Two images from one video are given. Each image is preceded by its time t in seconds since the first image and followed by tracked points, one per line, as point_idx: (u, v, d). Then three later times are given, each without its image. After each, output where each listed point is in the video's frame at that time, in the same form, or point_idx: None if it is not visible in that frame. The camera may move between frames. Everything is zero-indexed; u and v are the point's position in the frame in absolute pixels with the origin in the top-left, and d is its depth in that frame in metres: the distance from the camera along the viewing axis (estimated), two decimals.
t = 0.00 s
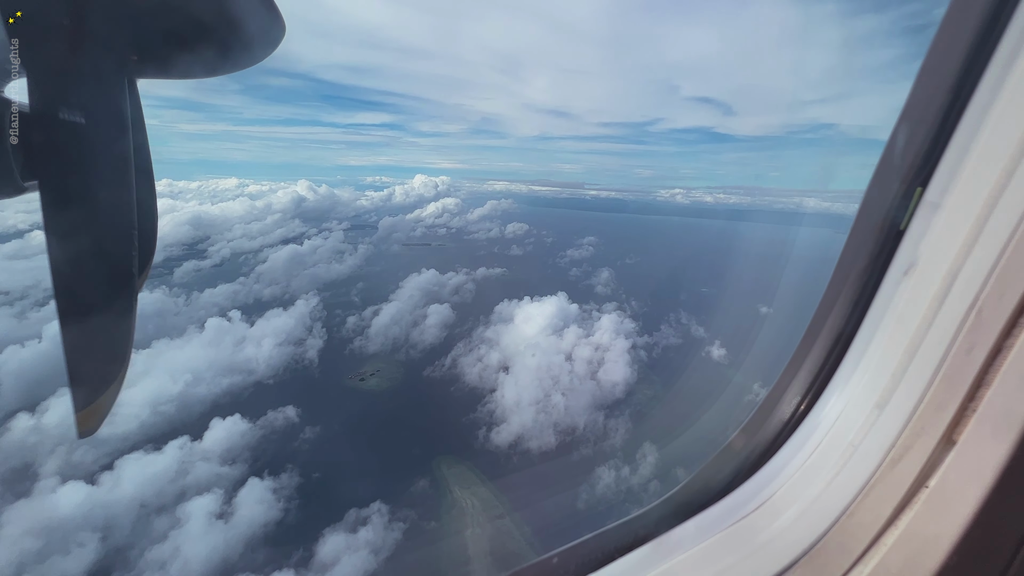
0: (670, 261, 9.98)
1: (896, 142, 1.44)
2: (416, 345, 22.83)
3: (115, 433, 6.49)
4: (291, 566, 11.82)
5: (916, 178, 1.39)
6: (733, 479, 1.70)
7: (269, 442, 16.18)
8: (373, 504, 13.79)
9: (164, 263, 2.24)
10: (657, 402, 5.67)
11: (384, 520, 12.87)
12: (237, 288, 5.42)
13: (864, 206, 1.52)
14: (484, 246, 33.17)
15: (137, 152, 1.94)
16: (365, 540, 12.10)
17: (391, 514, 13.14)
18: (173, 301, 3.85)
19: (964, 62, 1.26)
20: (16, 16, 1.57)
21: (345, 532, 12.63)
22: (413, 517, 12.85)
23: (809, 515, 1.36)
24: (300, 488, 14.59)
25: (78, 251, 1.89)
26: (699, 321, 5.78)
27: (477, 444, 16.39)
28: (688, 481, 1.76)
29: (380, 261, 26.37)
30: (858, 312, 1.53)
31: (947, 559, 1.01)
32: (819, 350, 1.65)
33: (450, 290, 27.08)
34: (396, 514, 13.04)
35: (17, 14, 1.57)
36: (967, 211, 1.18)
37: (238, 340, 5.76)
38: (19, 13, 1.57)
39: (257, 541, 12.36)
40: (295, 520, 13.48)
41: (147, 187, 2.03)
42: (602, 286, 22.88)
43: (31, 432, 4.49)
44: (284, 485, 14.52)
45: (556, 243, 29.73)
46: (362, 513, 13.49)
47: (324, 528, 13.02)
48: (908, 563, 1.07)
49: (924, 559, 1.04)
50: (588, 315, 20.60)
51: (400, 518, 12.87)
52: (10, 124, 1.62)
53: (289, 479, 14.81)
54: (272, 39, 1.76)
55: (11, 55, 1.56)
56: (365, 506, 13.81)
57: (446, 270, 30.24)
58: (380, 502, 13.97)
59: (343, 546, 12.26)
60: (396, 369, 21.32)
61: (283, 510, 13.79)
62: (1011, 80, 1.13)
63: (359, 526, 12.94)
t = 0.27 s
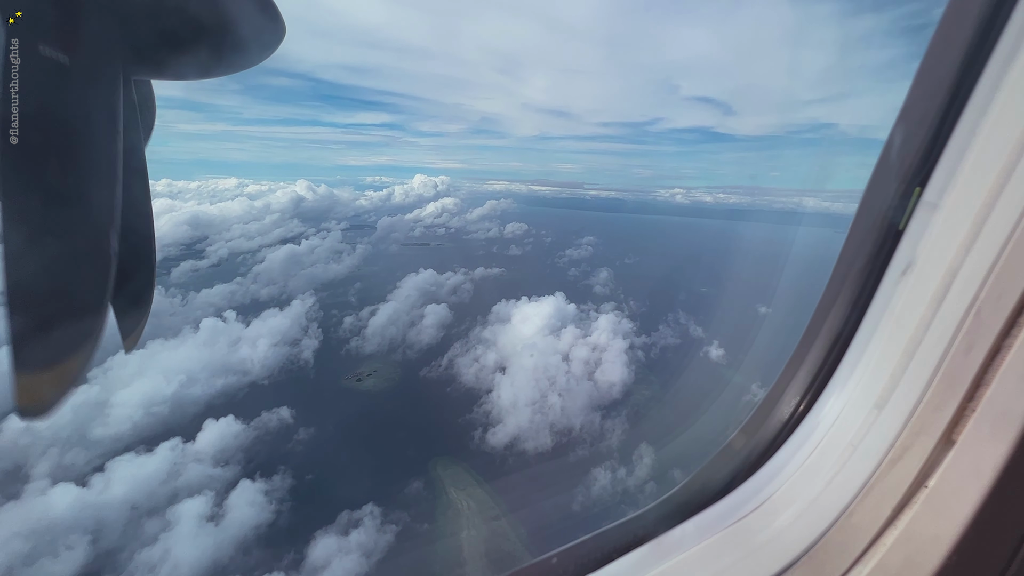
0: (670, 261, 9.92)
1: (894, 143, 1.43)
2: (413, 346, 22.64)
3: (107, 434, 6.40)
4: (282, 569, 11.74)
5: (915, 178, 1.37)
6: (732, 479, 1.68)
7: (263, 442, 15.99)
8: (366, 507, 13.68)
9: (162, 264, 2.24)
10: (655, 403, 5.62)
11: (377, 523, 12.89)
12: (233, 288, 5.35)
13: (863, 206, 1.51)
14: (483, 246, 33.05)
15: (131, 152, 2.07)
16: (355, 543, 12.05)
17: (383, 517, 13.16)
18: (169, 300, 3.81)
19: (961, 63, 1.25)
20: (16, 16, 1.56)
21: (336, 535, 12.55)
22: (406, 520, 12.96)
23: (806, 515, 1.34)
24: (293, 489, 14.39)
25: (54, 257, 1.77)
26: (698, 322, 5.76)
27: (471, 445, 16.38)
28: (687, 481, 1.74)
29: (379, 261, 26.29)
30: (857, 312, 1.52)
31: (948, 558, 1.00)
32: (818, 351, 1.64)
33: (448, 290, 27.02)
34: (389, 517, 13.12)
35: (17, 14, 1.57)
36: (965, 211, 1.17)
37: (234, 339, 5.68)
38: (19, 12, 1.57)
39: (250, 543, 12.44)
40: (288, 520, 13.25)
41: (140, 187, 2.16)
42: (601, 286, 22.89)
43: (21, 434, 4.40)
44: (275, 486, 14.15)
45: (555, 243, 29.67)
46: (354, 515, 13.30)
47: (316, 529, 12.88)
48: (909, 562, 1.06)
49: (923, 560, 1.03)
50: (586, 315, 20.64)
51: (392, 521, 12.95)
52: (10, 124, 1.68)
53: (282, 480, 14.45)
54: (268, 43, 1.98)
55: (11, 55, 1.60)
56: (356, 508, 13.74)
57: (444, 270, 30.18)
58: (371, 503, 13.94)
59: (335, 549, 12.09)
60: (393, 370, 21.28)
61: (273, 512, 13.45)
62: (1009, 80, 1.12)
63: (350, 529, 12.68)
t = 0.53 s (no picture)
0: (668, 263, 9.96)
1: (894, 142, 1.41)
2: (410, 346, 22.60)
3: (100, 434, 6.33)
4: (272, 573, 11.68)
5: (915, 177, 1.35)
6: (731, 479, 1.67)
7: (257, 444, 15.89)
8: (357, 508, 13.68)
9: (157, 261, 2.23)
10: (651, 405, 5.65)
11: (368, 526, 12.71)
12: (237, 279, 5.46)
13: (861, 205, 1.49)
14: (482, 246, 33.02)
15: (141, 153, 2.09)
16: (347, 545, 12.04)
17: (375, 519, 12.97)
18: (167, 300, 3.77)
19: (961, 63, 1.24)
20: (15, 16, 1.61)
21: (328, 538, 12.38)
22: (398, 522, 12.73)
23: (806, 514, 1.33)
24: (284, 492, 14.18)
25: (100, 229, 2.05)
26: (696, 322, 5.77)
27: (468, 447, 16.55)
28: (685, 481, 1.72)
29: (377, 261, 26.22)
30: (857, 312, 1.50)
31: (949, 557, 0.99)
32: (818, 351, 1.62)
33: (445, 290, 26.98)
34: (381, 520, 12.82)
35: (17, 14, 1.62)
36: (964, 212, 1.16)
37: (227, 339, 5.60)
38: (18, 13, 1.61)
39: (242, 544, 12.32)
40: (278, 524, 13.21)
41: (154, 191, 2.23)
42: (599, 286, 22.93)
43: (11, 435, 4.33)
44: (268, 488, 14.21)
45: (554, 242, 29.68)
46: (346, 517, 13.35)
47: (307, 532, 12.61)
48: (910, 561, 1.05)
49: (924, 559, 1.03)
50: (583, 315, 20.73)
51: (384, 523, 12.63)
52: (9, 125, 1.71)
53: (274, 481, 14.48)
54: (268, 41, 1.97)
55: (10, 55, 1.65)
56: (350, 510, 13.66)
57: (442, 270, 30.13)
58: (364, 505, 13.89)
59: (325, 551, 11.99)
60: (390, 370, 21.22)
61: (267, 514, 13.57)
62: (1006, 80, 1.11)
63: (342, 531, 12.81)
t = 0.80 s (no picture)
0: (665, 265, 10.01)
1: (896, 142, 1.39)
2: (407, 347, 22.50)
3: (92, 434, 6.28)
4: None
5: (917, 176, 1.34)
6: (733, 480, 1.65)
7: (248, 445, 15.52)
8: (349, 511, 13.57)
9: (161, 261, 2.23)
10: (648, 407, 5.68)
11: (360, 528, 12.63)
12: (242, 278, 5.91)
13: (865, 205, 1.47)
14: (479, 246, 33.02)
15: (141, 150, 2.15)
16: (338, 549, 12.20)
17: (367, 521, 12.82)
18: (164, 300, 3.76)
19: (962, 63, 1.22)
20: (16, 16, 1.70)
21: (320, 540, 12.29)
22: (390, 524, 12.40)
23: (808, 515, 1.32)
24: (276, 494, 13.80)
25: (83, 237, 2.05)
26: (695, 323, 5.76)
27: (464, 448, 16.56)
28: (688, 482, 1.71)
29: (375, 261, 26.12)
30: (859, 312, 1.49)
31: (951, 557, 0.98)
32: (820, 350, 1.60)
33: (443, 291, 26.91)
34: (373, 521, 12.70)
35: (17, 14, 1.70)
36: (967, 212, 1.15)
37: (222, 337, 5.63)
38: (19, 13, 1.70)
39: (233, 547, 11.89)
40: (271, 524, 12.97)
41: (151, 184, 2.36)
42: (597, 286, 22.99)
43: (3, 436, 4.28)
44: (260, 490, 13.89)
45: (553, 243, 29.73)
46: (338, 520, 13.26)
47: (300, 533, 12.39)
48: (912, 562, 1.04)
49: (926, 561, 1.02)
50: (580, 316, 20.82)
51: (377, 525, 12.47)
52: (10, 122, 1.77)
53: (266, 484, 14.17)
54: (269, 42, 1.95)
55: (11, 53, 1.68)
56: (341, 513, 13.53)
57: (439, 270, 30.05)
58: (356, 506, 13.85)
59: (317, 553, 12.00)
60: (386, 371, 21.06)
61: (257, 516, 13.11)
62: (1010, 82, 1.10)
63: (333, 534, 12.74)
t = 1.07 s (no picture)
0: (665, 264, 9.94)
1: (899, 142, 1.37)
2: (403, 347, 22.16)
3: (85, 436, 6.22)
4: None
5: (920, 177, 1.32)
6: (735, 480, 1.64)
7: (243, 447, 15.45)
8: (339, 513, 13.41)
9: (163, 261, 2.22)
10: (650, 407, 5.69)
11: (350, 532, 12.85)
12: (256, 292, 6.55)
13: (865, 205, 1.46)
14: (479, 245, 32.90)
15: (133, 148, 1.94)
16: (330, 551, 12.36)
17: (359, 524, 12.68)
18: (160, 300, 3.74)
19: (965, 62, 1.20)
20: (16, 16, 1.45)
21: (308, 543, 12.27)
22: (381, 527, 12.29)
23: (810, 516, 1.30)
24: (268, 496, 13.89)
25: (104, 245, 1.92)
26: (694, 325, 5.72)
27: (457, 448, 15.72)
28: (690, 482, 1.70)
29: (373, 261, 26.01)
30: (861, 311, 1.47)
31: (951, 558, 0.96)
32: (821, 350, 1.59)
33: (440, 291, 26.78)
34: (365, 523, 12.55)
35: (19, 14, 1.45)
36: (967, 213, 1.13)
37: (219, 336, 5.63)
38: (21, 12, 1.45)
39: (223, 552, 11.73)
40: (262, 528, 12.89)
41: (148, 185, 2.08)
42: (596, 286, 22.92)
43: None
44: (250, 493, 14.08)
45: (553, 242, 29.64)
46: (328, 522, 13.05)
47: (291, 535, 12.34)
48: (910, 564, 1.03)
49: (925, 563, 1.00)
50: (578, 315, 20.80)
51: (367, 527, 12.41)
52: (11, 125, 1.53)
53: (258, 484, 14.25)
54: (274, 39, 1.76)
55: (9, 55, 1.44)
56: (332, 515, 13.30)
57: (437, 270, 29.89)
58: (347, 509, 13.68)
59: (307, 558, 12.09)
60: (383, 372, 20.46)
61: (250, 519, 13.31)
62: (1012, 83, 1.07)
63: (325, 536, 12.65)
